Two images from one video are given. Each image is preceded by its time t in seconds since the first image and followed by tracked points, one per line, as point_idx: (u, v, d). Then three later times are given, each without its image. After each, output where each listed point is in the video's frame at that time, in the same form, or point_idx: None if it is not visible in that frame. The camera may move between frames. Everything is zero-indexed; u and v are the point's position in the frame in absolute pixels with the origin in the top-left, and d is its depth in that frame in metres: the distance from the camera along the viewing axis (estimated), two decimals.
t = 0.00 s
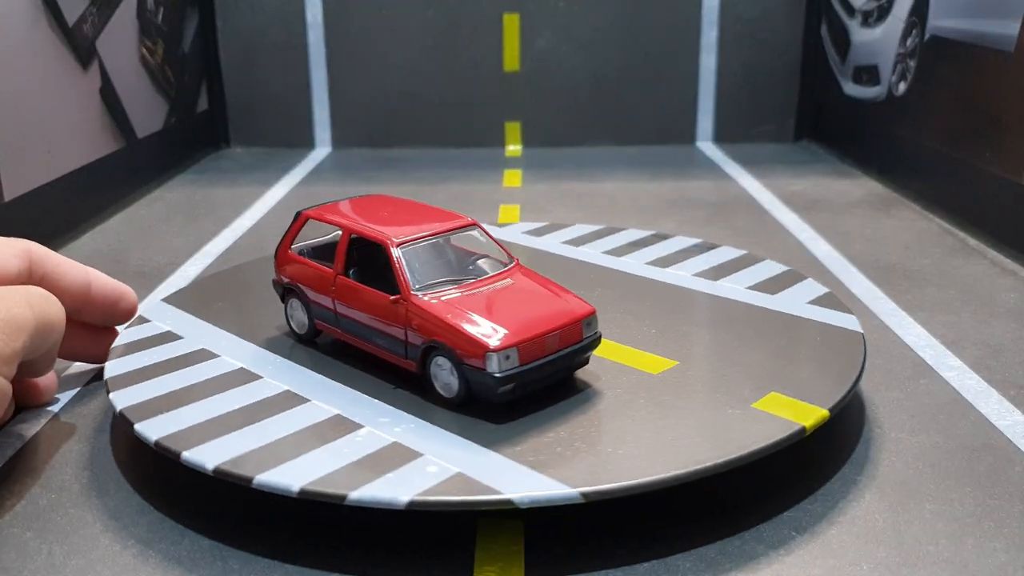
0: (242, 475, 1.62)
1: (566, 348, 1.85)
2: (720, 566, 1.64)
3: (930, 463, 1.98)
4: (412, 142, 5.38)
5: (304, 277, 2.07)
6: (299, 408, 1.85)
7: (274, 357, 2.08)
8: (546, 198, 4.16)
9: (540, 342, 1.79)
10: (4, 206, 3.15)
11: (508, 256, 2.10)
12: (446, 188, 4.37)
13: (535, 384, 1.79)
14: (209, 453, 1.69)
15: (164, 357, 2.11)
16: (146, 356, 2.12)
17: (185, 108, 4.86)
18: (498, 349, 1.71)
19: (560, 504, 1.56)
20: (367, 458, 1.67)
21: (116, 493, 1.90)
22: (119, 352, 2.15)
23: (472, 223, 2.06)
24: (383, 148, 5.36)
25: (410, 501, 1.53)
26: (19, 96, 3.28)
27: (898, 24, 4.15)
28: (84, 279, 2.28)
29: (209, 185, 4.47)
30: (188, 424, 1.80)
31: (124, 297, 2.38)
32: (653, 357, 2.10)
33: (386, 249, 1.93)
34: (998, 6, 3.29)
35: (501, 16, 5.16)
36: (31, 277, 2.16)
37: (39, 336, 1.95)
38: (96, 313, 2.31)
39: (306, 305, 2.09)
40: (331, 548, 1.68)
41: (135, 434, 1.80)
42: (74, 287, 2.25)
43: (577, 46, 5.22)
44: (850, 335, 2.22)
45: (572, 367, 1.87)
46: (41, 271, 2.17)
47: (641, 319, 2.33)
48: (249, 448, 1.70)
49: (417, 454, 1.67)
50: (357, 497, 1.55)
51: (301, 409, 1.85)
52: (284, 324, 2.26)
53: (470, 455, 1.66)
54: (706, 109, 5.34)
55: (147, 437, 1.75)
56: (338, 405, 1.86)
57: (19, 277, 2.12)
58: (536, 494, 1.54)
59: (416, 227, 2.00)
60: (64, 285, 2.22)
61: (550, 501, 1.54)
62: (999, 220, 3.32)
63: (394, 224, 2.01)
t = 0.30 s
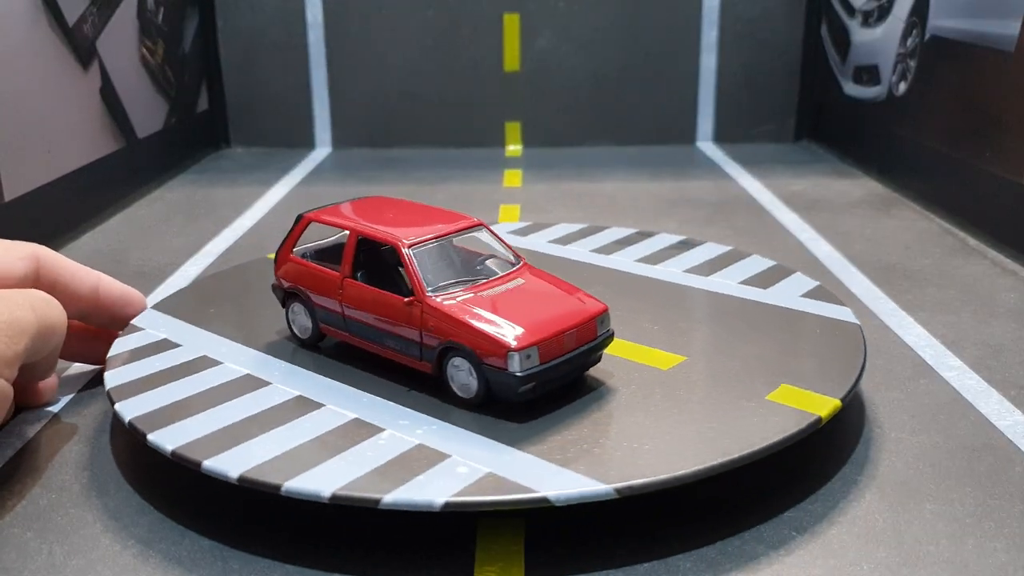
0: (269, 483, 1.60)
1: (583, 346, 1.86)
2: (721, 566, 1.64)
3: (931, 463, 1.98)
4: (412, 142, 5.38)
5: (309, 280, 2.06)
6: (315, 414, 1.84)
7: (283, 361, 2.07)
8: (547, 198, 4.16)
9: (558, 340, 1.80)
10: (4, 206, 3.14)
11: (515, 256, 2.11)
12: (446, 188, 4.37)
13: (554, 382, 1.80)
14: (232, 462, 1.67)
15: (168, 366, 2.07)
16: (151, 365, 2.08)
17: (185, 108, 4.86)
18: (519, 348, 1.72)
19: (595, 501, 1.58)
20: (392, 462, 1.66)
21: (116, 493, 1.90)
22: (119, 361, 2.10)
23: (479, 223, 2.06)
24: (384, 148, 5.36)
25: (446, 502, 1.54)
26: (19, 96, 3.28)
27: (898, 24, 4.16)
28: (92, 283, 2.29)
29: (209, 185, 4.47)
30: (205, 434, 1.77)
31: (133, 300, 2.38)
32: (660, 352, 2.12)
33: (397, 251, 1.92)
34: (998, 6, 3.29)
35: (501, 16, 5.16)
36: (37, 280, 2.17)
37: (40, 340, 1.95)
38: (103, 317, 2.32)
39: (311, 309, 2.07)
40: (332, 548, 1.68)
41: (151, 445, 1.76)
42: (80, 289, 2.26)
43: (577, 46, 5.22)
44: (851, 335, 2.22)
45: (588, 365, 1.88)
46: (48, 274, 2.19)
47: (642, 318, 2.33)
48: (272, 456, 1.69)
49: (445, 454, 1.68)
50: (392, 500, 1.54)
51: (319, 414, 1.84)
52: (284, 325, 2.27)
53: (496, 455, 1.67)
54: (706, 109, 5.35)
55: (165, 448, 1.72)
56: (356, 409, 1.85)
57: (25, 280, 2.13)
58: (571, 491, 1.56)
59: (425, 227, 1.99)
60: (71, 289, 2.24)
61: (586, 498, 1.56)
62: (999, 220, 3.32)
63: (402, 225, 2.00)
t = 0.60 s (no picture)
0: (306, 490, 1.58)
1: (602, 343, 1.88)
2: (721, 566, 1.64)
3: (931, 463, 1.98)
4: (412, 142, 5.38)
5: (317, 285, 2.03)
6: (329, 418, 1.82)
7: (292, 367, 2.04)
8: (547, 198, 4.16)
9: (580, 337, 1.82)
10: (4, 206, 3.14)
11: (523, 255, 2.12)
12: (447, 188, 4.37)
13: (577, 379, 1.82)
14: (262, 470, 1.63)
15: (172, 376, 2.02)
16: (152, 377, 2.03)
17: (185, 108, 4.86)
18: (546, 347, 1.73)
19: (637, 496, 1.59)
20: (424, 466, 1.65)
21: (116, 493, 1.90)
22: (121, 374, 2.04)
23: (487, 224, 2.07)
24: (383, 148, 5.36)
25: (493, 502, 1.54)
26: (19, 96, 3.28)
27: (898, 25, 4.16)
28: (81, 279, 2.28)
29: (209, 185, 4.47)
30: (229, 442, 1.73)
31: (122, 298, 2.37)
32: (670, 346, 2.15)
33: (412, 252, 1.91)
34: (998, 6, 3.29)
35: (501, 15, 5.16)
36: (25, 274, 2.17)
37: (40, 339, 1.95)
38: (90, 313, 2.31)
39: (318, 314, 2.04)
40: (334, 549, 1.68)
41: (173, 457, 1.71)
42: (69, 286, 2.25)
43: (577, 46, 5.22)
44: (851, 336, 2.21)
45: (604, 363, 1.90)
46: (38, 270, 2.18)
47: (643, 317, 2.33)
48: (301, 463, 1.66)
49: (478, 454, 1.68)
50: (438, 502, 1.54)
51: (341, 419, 1.82)
52: (284, 326, 2.26)
53: (528, 454, 1.67)
54: (706, 109, 5.35)
55: (190, 460, 1.68)
56: (378, 412, 1.83)
57: (12, 273, 2.13)
58: (614, 485, 1.57)
59: (435, 229, 1.99)
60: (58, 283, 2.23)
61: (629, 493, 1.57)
62: (999, 220, 3.32)
63: (411, 226, 2.00)
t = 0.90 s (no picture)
0: (338, 496, 1.56)
1: (618, 339, 1.90)
2: (720, 567, 1.64)
3: (931, 463, 1.98)
4: (412, 142, 5.38)
5: (323, 289, 2.01)
6: (332, 422, 1.81)
7: (298, 372, 2.02)
8: (547, 199, 4.16)
9: (598, 333, 1.83)
10: (4, 206, 3.14)
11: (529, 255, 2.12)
12: (447, 188, 4.37)
13: (595, 376, 1.83)
14: (290, 477, 1.62)
15: (176, 386, 1.97)
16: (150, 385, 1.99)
17: (185, 108, 4.85)
18: (568, 344, 1.74)
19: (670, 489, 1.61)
20: (454, 469, 1.64)
21: (116, 493, 1.90)
22: (123, 386, 1.99)
23: (493, 225, 2.07)
24: (383, 148, 5.36)
25: (531, 500, 1.54)
26: (19, 96, 3.28)
27: (898, 25, 4.16)
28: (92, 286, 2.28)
29: (209, 185, 4.47)
30: (252, 451, 1.71)
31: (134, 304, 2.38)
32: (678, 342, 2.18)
33: (424, 253, 1.91)
34: (998, 6, 3.29)
35: (501, 15, 5.16)
36: (38, 284, 2.17)
37: (40, 340, 1.95)
38: (104, 319, 2.32)
39: (325, 318, 2.02)
40: (336, 549, 1.68)
41: (194, 468, 1.68)
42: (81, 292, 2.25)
43: (577, 46, 5.22)
44: (851, 336, 2.21)
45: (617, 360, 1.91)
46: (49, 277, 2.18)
47: (643, 317, 2.33)
48: (329, 469, 1.64)
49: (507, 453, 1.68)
50: (476, 502, 1.54)
51: (360, 424, 1.80)
52: (285, 327, 2.26)
53: (558, 452, 1.68)
54: (706, 109, 5.35)
55: (214, 471, 1.65)
56: (400, 416, 1.83)
57: (26, 282, 2.13)
58: (648, 480, 1.59)
59: (443, 230, 1.98)
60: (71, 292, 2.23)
61: (665, 486, 1.59)
62: (999, 220, 3.32)
63: (420, 227, 1.99)
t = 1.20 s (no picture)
0: (391, 502, 1.55)
1: (638, 334, 1.93)
2: (720, 567, 1.64)
3: (931, 463, 1.98)
4: (412, 142, 5.39)
5: (336, 294, 1.98)
6: (341, 424, 1.81)
7: (308, 377, 1.99)
8: (548, 199, 4.16)
9: (622, 329, 1.86)
10: (4, 207, 3.15)
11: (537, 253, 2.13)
12: (447, 188, 4.37)
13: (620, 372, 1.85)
14: (336, 485, 1.60)
15: (186, 400, 1.92)
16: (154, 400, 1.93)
17: (185, 108, 4.85)
18: (599, 340, 1.76)
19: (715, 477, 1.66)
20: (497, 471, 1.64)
21: (116, 493, 1.90)
22: (130, 404, 1.92)
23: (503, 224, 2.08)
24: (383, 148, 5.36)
25: (586, 496, 1.56)
26: (19, 96, 3.28)
27: (898, 25, 4.16)
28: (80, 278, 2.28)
29: (209, 185, 4.47)
30: (291, 458, 1.69)
31: (123, 298, 2.37)
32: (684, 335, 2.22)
33: (445, 254, 1.90)
34: (998, 6, 3.28)
35: (501, 15, 5.16)
36: (26, 276, 2.17)
37: (39, 338, 1.95)
38: (92, 312, 2.31)
39: (338, 323, 2.00)
40: (338, 549, 1.68)
41: (233, 482, 1.64)
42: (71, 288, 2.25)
43: (577, 46, 5.22)
44: (851, 336, 2.21)
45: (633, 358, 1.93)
46: (38, 270, 2.19)
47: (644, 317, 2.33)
48: (373, 475, 1.62)
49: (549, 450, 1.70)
50: (533, 501, 1.55)
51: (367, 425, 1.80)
52: (286, 326, 2.26)
53: (596, 449, 1.69)
54: (706, 109, 5.35)
55: (256, 484, 1.62)
56: (430, 418, 1.82)
57: (14, 275, 2.14)
58: (695, 470, 1.63)
59: (457, 231, 1.98)
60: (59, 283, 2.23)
61: (711, 475, 1.64)
62: (999, 220, 3.32)
63: (434, 229, 1.99)
